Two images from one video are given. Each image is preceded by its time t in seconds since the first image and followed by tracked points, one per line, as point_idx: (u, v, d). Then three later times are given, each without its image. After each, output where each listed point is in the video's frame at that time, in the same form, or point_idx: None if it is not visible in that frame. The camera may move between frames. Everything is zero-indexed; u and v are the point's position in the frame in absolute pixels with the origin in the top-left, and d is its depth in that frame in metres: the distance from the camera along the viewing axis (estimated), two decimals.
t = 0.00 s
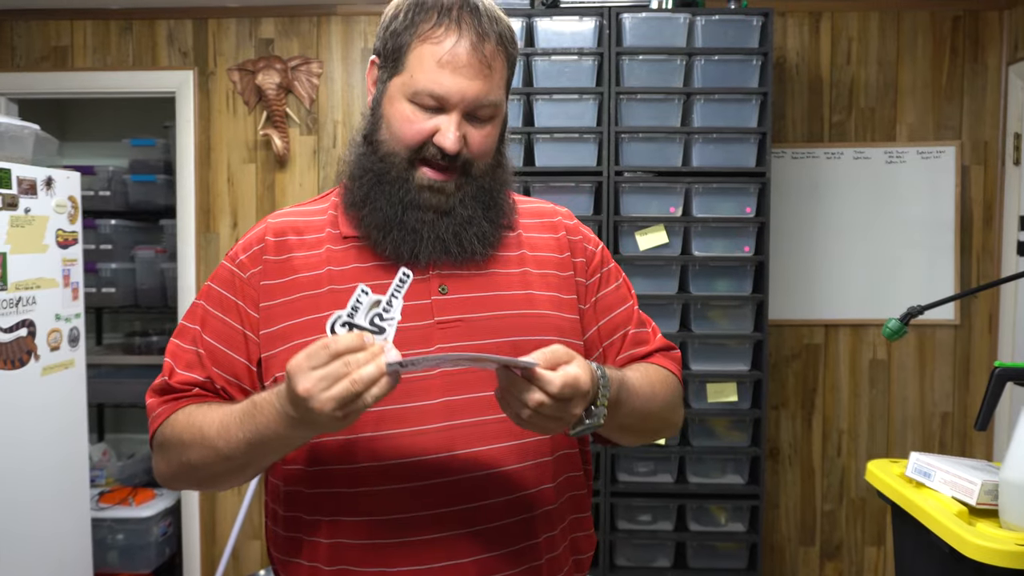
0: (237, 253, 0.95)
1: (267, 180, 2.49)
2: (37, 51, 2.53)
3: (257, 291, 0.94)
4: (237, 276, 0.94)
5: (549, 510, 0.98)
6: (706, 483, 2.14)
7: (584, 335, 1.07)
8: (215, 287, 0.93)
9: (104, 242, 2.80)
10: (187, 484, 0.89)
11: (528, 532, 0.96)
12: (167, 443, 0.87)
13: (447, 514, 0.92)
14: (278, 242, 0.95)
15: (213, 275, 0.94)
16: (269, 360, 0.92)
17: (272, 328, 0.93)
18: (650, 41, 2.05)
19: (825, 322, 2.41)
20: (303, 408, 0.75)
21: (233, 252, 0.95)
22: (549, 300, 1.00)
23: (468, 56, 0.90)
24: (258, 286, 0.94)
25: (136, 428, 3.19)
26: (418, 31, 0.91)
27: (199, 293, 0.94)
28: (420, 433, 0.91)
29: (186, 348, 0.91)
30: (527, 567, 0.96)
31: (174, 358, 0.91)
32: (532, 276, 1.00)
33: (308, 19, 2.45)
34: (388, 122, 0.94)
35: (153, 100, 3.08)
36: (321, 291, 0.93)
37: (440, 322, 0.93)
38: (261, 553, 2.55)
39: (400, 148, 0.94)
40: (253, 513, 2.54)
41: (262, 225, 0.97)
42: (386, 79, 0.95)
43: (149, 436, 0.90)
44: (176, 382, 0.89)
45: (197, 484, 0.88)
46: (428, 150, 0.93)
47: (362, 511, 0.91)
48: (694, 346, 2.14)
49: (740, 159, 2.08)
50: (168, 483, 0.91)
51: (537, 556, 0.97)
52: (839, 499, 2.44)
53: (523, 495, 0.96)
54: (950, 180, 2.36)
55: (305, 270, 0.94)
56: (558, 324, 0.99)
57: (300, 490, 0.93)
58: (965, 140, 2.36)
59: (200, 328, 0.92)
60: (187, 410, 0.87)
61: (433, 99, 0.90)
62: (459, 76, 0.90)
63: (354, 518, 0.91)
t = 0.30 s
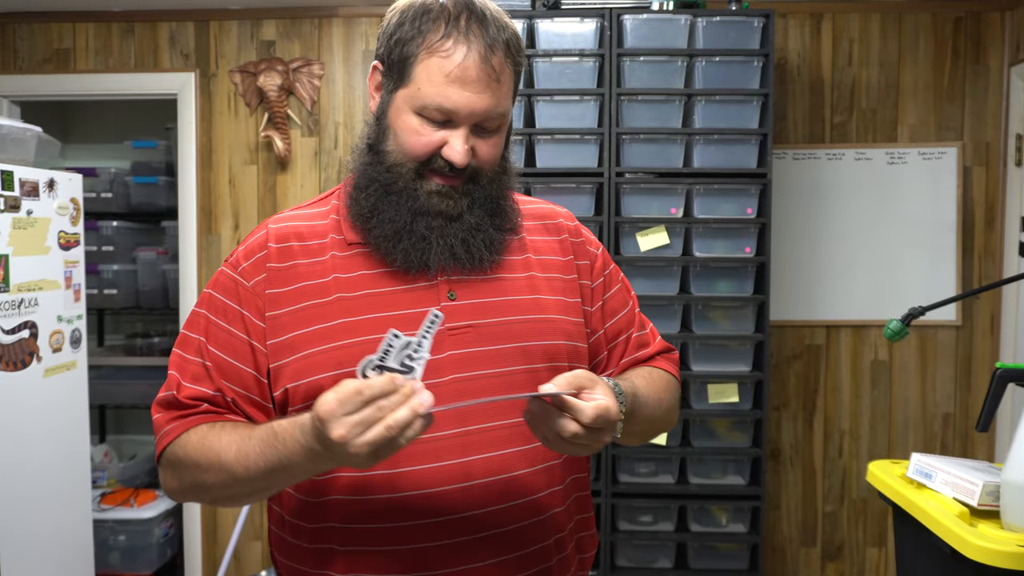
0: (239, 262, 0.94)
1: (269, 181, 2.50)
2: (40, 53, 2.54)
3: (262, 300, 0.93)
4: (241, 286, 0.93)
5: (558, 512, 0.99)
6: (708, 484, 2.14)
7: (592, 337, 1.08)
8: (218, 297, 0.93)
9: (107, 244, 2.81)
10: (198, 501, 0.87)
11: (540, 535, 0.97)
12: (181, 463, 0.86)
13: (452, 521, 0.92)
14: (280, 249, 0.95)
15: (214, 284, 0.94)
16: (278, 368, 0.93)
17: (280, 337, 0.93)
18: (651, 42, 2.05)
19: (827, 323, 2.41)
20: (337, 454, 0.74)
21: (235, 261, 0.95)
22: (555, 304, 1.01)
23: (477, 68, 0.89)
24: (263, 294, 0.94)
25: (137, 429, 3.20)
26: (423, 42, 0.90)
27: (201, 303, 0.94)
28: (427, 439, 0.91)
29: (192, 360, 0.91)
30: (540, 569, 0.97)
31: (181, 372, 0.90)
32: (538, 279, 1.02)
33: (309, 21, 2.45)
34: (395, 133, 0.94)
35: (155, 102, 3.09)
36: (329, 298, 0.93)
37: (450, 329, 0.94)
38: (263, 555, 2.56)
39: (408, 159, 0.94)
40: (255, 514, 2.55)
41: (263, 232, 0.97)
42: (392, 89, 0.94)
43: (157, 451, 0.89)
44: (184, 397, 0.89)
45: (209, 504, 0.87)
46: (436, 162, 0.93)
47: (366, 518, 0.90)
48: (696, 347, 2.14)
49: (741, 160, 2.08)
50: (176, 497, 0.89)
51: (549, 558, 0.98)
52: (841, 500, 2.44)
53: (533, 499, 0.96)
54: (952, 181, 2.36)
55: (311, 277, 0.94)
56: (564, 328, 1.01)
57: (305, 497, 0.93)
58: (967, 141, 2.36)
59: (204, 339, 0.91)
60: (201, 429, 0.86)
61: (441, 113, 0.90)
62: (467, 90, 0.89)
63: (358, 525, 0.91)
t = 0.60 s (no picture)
0: (243, 266, 0.88)
1: (266, 179, 2.49)
2: (37, 50, 2.53)
3: (275, 306, 0.88)
4: (251, 292, 0.87)
5: (572, 502, 1.03)
6: (705, 482, 2.15)
7: (593, 329, 1.10)
8: (227, 305, 0.86)
9: (104, 241, 2.81)
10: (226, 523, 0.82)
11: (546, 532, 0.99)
12: (211, 486, 0.79)
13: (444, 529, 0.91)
14: (291, 252, 0.89)
15: (218, 291, 0.87)
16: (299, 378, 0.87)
17: (299, 344, 0.87)
18: (648, 40, 2.05)
19: (824, 322, 2.41)
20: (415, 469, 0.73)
21: (240, 265, 0.88)
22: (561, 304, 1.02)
23: (498, 66, 0.89)
24: (276, 299, 0.88)
25: (135, 427, 3.19)
26: (442, 42, 0.89)
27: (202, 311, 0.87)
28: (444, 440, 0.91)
29: (206, 373, 0.84)
30: (546, 564, 1.00)
31: (195, 386, 0.84)
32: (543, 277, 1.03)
33: (306, 18, 2.45)
34: (415, 136, 0.92)
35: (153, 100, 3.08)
36: (350, 301, 0.89)
37: (473, 330, 0.93)
38: (260, 553, 2.55)
39: (430, 161, 0.92)
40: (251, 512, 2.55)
41: (267, 234, 0.91)
42: (408, 91, 0.92)
43: (174, 472, 0.82)
44: (207, 412, 0.82)
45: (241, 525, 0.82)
46: (460, 161, 0.92)
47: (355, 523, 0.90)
48: (693, 345, 2.14)
49: (739, 158, 2.08)
50: (194, 519, 0.83)
51: (555, 554, 1.01)
52: (837, 499, 2.44)
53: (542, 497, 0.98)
54: (949, 179, 2.36)
55: (328, 280, 0.90)
56: (575, 324, 1.03)
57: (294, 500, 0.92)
58: (964, 140, 2.36)
59: (216, 350, 0.85)
60: (229, 448, 0.80)
61: (465, 112, 0.89)
62: (491, 88, 0.89)
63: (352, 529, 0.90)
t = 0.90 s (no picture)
0: (301, 284, 0.86)
1: (265, 179, 2.49)
2: (36, 50, 2.53)
3: (346, 318, 0.87)
4: (321, 307, 0.85)
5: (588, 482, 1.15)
6: (705, 482, 2.14)
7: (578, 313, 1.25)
8: (297, 326, 0.84)
9: (103, 241, 2.81)
10: (351, 553, 0.81)
11: (547, 534, 1.03)
12: (341, 515, 0.79)
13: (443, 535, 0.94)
14: (343, 261, 0.89)
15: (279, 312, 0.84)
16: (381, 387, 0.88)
17: (379, 352, 0.88)
18: (648, 40, 2.05)
19: (824, 322, 2.41)
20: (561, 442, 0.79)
21: (296, 282, 0.86)
22: (561, 291, 1.11)
23: (507, 54, 0.92)
24: (344, 311, 0.87)
25: (135, 427, 3.19)
26: (451, 39, 0.90)
27: (258, 338, 0.83)
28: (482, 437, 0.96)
29: (305, 400, 0.82)
30: (546, 565, 1.04)
31: (296, 415, 0.81)
32: (541, 267, 1.11)
33: (306, 18, 2.45)
34: (441, 140, 0.92)
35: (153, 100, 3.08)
36: (413, 305, 0.92)
37: (513, 322, 1.00)
38: (260, 554, 2.55)
39: (459, 159, 0.93)
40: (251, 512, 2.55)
41: (309, 248, 0.89)
42: (425, 96, 0.92)
43: (298, 508, 0.79)
44: (322, 438, 0.81)
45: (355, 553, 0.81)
46: (487, 152, 0.94)
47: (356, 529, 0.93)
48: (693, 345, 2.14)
49: (738, 158, 2.08)
50: (308, 556, 0.81)
51: (553, 556, 1.05)
52: (837, 499, 2.44)
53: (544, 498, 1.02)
54: (948, 180, 2.36)
55: (388, 285, 0.91)
56: (577, 306, 1.13)
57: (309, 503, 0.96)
58: (964, 140, 2.36)
59: (308, 373, 0.82)
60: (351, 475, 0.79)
61: (487, 103, 0.91)
62: (505, 75, 0.92)
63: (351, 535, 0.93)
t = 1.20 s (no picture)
0: (366, 290, 0.88)
1: (265, 178, 2.49)
2: (35, 48, 2.53)
3: (406, 319, 0.90)
4: (385, 310, 0.88)
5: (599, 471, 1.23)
6: (704, 481, 2.14)
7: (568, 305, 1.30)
8: (366, 330, 0.87)
9: (102, 240, 2.80)
10: (449, 544, 0.87)
11: (570, 521, 1.11)
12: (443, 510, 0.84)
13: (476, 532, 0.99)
14: (395, 263, 0.92)
15: (346, 319, 0.86)
16: (442, 383, 0.92)
17: (440, 349, 0.93)
18: (648, 39, 2.05)
19: (823, 321, 2.41)
20: (619, 395, 0.93)
21: (357, 288, 0.88)
22: (558, 283, 1.15)
23: (530, 56, 0.96)
24: (407, 312, 0.91)
25: (134, 426, 3.19)
26: (482, 45, 0.93)
27: (332, 345, 0.86)
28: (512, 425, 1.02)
29: (391, 401, 0.85)
30: (572, 551, 1.11)
31: (383, 417, 0.85)
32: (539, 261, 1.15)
33: (306, 16, 2.44)
34: (474, 144, 0.96)
35: (153, 99, 3.08)
36: (461, 302, 0.96)
37: (535, 313, 1.06)
38: (259, 553, 2.56)
39: (491, 159, 0.97)
40: (251, 511, 2.55)
41: (360, 252, 0.90)
42: (457, 103, 0.94)
43: (402, 506, 0.83)
44: (413, 436, 0.85)
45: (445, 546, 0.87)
46: (514, 151, 1.00)
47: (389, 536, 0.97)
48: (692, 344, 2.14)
49: (738, 157, 2.07)
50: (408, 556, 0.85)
51: (573, 544, 1.12)
52: (836, 498, 2.44)
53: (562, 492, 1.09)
54: (947, 179, 2.36)
55: (436, 284, 0.94)
56: (576, 297, 1.19)
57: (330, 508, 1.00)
58: (963, 139, 2.36)
59: (387, 375, 0.86)
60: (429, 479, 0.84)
61: (517, 104, 0.95)
62: (531, 76, 0.96)
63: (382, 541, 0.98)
